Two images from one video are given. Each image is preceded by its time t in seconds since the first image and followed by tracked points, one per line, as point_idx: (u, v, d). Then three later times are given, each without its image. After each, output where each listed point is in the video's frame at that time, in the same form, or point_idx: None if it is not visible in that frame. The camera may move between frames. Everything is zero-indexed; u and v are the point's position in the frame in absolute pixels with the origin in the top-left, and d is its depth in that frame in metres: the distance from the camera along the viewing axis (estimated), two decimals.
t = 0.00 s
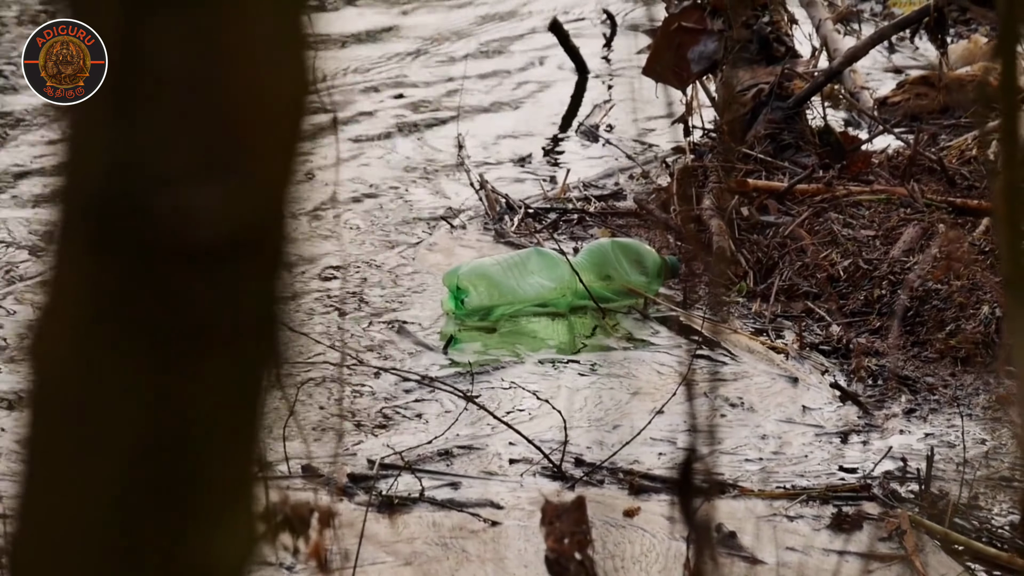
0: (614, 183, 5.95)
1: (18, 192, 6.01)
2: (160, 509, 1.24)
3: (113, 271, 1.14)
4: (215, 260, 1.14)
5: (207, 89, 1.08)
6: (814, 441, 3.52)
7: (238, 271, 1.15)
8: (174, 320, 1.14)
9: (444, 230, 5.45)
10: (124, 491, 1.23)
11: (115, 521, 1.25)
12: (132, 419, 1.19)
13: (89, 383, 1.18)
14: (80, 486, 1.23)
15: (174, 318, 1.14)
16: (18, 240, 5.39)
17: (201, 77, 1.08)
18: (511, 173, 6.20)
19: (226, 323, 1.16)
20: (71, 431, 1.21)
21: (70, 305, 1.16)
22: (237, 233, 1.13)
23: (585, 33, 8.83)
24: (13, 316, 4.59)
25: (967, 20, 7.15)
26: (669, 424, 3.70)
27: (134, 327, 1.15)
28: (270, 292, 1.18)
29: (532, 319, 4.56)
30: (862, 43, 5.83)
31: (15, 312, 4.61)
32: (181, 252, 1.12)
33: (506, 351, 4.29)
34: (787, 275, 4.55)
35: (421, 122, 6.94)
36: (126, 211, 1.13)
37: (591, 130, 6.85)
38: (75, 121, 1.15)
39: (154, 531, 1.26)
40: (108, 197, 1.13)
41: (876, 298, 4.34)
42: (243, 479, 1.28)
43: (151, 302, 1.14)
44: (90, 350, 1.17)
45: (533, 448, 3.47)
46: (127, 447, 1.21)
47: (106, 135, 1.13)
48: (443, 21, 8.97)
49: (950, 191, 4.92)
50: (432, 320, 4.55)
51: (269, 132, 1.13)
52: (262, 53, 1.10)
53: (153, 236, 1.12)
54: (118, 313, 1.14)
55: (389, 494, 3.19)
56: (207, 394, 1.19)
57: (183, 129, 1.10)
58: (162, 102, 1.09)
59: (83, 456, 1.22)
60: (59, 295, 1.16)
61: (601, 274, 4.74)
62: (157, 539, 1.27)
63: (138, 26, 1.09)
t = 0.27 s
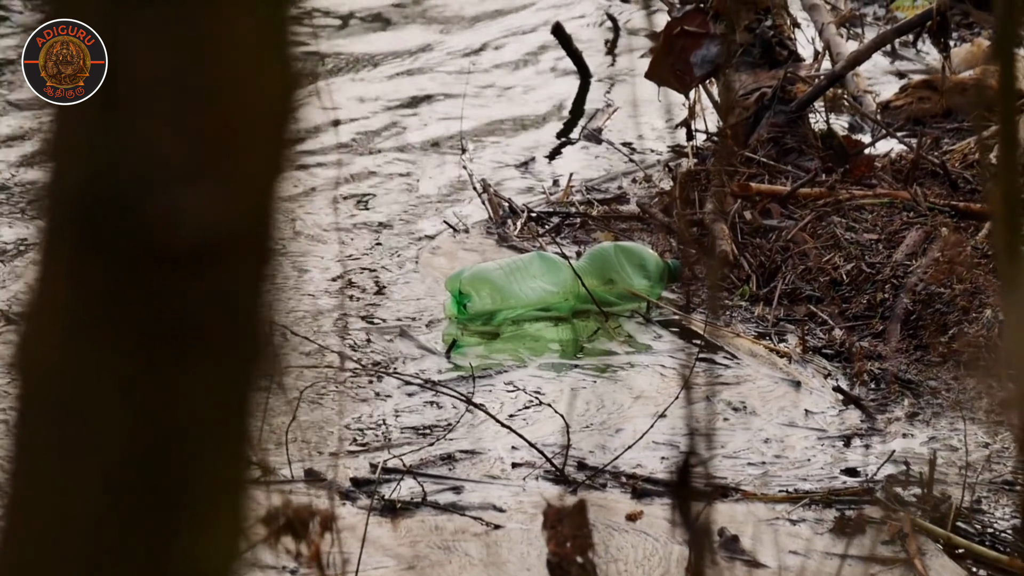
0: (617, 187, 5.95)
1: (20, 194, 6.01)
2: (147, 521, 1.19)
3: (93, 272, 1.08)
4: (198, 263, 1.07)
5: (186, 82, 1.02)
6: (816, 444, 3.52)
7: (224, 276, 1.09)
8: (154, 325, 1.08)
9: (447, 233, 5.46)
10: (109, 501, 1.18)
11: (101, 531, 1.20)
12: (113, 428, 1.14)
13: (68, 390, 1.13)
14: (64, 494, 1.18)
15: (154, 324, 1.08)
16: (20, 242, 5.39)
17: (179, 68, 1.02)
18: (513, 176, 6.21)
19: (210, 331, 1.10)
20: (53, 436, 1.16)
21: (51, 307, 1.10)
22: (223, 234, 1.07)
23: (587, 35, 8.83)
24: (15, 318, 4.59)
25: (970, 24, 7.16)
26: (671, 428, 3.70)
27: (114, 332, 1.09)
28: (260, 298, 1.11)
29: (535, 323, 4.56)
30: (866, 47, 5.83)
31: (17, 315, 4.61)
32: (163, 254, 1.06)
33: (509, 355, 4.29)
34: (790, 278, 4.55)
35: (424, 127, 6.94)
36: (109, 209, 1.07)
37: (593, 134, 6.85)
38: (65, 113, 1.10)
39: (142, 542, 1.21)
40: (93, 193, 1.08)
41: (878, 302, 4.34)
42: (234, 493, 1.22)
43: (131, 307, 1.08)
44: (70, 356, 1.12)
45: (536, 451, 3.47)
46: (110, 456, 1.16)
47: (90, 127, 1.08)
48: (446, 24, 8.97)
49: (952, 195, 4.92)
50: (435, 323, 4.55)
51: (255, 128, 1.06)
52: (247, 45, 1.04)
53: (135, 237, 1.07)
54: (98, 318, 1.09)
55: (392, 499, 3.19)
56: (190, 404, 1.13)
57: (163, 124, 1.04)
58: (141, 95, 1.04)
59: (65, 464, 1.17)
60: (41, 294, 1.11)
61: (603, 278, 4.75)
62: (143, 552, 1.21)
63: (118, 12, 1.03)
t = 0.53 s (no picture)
0: (620, 191, 5.96)
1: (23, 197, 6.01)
2: (138, 516, 1.22)
3: (86, 271, 1.12)
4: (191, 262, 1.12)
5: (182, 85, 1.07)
6: (820, 448, 3.52)
7: (215, 274, 1.13)
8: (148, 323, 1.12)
9: (450, 237, 5.46)
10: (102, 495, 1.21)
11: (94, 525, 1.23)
12: (107, 423, 1.17)
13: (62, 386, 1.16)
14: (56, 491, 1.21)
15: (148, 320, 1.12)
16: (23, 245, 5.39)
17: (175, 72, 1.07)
18: (517, 180, 6.21)
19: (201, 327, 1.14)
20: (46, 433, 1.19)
21: (44, 306, 1.14)
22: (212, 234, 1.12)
23: (590, 38, 8.83)
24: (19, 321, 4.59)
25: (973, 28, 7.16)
26: (674, 432, 3.71)
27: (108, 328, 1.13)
28: (248, 295, 1.17)
29: (538, 327, 4.56)
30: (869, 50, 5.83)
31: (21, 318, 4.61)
32: (156, 254, 1.10)
33: (513, 359, 4.29)
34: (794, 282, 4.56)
35: (427, 130, 6.95)
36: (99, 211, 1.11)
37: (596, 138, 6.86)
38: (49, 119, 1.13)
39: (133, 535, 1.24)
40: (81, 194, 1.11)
41: (882, 306, 4.34)
42: (221, 490, 1.27)
43: (125, 304, 1.11)
44: (63, 356, 1.15)
45: (539, 455, 3.47)
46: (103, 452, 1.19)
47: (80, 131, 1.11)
48: (450, 26, 8.97)
49: (956, 199, 4.92)
50: (438, 328, 4.55)
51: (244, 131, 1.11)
52: (238, 51, 1.10)
53: (127, 237, 1.10)
54: (92, 319, 1.12)
55: (395, 503, 3.19)
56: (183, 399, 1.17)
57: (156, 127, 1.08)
58: (136, 98, 1.08)
59: (58, 459, 1.20)
60: (32, 293, 1.14)
61: (606, 282, 4.75)
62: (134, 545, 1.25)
63: (112, 19, 1.07)
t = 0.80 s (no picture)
0: (624, 197, 5.95)
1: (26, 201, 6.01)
2: (117, 511, 1.31)
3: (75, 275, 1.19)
4: (174, 265, 1.18)
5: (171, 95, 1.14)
6: (824, 455, 3.52)
7: (201, 276, 1.20)
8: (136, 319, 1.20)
9: (454, 243, 5.46)
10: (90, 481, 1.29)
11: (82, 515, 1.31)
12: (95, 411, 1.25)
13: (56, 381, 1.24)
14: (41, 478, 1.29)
15: (134, 316, 1.19)
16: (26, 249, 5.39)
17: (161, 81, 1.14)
18: (521, 186, 6.22)
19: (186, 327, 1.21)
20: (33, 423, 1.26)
21: (42, 299, 1.22)
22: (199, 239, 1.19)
23: (594, 43, 8.84)
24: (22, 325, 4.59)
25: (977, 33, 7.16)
26: (677, 438, 3.70)
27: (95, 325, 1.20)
28: (234, 292, 1.24)
29: (542, 333, 4.56)
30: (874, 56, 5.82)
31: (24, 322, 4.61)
32: (141, 258, 1.17)
33: (516, 365, 4.29)
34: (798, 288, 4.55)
35: (431, 135, 6.96)
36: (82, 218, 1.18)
37: (600, 143, 6.87)
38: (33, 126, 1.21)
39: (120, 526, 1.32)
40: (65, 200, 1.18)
41: (886, 312, 4.33)
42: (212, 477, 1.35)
43: (114, 304, 1.19)
44: (61, 347, 1.23)
45: (542, 461, 3.47)
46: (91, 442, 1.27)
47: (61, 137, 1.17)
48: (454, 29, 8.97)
49: (960, 205, 4.92)
50: (442, 333, 4.55)
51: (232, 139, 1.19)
52: (214, 67, 1.16)
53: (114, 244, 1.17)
54: (90, 314, 1.20)
55: (398, 509, 3.19)
56: (171, 389, 1.25)
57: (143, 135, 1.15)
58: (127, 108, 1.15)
59: (56, 445, 1.27)
60: (23, 293, 1.23)
61: (610, 288, 4.75)
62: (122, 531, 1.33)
63: (109, 16, 1.14)
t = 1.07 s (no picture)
0: (628, 202, 5.96)
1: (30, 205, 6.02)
2: (108, 523, 1.28)
3: (69, 277, 1.16)
4: (172, 264, 1.17)
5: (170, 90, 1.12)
6: (828, 459, 3.52)
7: (196, 276, 1.19)
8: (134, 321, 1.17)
9: (458, 248, 5.47)
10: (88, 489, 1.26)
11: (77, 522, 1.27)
12: (90, 416, 1.22)
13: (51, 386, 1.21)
14: (37, 489, 1.25)
15: (132, 316, 1.17)
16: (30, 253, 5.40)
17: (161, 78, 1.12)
18: (525, 191, 6.22)
19: (185, 327, 1.20)
20: (26, 430, 1.23)
21: (31, 307, 1.19)
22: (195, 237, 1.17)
23: (599, 47, 8.84)
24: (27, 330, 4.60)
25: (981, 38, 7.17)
26: (681, 443, 3.71)
27: (93, 327, 1.17)
28: (225, 298, 1.22)
29: (546, 337, 4.57)
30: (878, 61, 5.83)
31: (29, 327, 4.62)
32: (134, 264, 1.15)
33: (521, 369, 4.30)
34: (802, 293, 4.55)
35: (435, 139, 6.96)
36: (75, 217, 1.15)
37: (605, 148, 6.88)
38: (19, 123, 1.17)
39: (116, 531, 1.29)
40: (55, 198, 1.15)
41: (889, 317, 4.33)
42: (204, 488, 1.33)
43: (111, 306, 1.17)
44: (52, 358, 1.20)
45: (547, 466, 3.47)
46: (88, 449, 1.24)
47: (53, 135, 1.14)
48: (460, 32, 8.98)
49: (964, 210, 4.92)
50: (446, 338, 4.56)
51: (228, 135, 1.18)
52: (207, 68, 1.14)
53: (110, 243, 1.15)
54: (81, 323, 1.17)
55: (402, 514, 3.19)
56: (169, 392, 1.23)
57: (142, 132, 1.13)
58: (125, 105, 1.12)
59: (46, 459, 1.24)
60: (13, 296, 1.19)
61: (615, 292, 4.76)
62: (117, 539, 1.30)
63: (104, 14, 1.11)
